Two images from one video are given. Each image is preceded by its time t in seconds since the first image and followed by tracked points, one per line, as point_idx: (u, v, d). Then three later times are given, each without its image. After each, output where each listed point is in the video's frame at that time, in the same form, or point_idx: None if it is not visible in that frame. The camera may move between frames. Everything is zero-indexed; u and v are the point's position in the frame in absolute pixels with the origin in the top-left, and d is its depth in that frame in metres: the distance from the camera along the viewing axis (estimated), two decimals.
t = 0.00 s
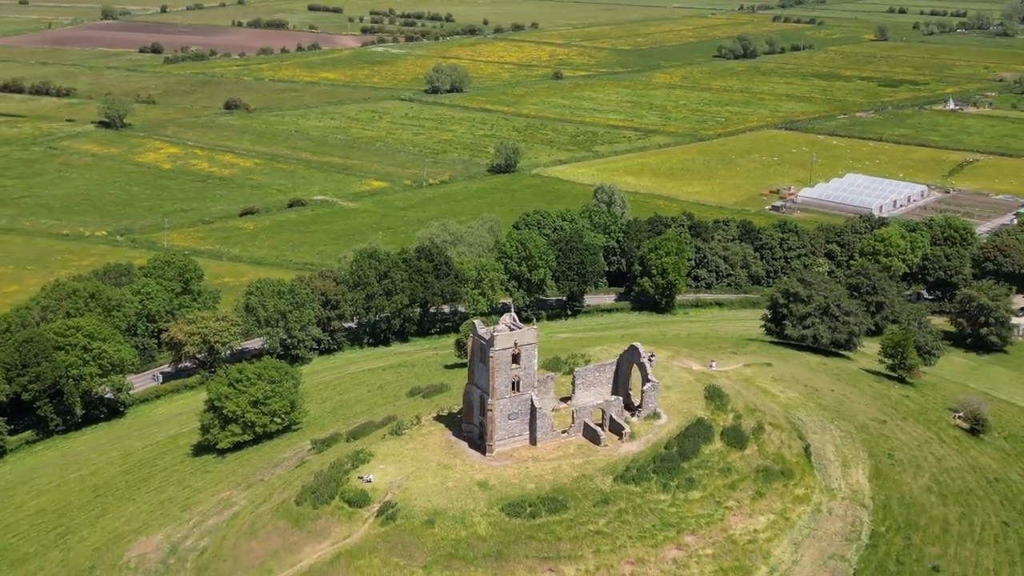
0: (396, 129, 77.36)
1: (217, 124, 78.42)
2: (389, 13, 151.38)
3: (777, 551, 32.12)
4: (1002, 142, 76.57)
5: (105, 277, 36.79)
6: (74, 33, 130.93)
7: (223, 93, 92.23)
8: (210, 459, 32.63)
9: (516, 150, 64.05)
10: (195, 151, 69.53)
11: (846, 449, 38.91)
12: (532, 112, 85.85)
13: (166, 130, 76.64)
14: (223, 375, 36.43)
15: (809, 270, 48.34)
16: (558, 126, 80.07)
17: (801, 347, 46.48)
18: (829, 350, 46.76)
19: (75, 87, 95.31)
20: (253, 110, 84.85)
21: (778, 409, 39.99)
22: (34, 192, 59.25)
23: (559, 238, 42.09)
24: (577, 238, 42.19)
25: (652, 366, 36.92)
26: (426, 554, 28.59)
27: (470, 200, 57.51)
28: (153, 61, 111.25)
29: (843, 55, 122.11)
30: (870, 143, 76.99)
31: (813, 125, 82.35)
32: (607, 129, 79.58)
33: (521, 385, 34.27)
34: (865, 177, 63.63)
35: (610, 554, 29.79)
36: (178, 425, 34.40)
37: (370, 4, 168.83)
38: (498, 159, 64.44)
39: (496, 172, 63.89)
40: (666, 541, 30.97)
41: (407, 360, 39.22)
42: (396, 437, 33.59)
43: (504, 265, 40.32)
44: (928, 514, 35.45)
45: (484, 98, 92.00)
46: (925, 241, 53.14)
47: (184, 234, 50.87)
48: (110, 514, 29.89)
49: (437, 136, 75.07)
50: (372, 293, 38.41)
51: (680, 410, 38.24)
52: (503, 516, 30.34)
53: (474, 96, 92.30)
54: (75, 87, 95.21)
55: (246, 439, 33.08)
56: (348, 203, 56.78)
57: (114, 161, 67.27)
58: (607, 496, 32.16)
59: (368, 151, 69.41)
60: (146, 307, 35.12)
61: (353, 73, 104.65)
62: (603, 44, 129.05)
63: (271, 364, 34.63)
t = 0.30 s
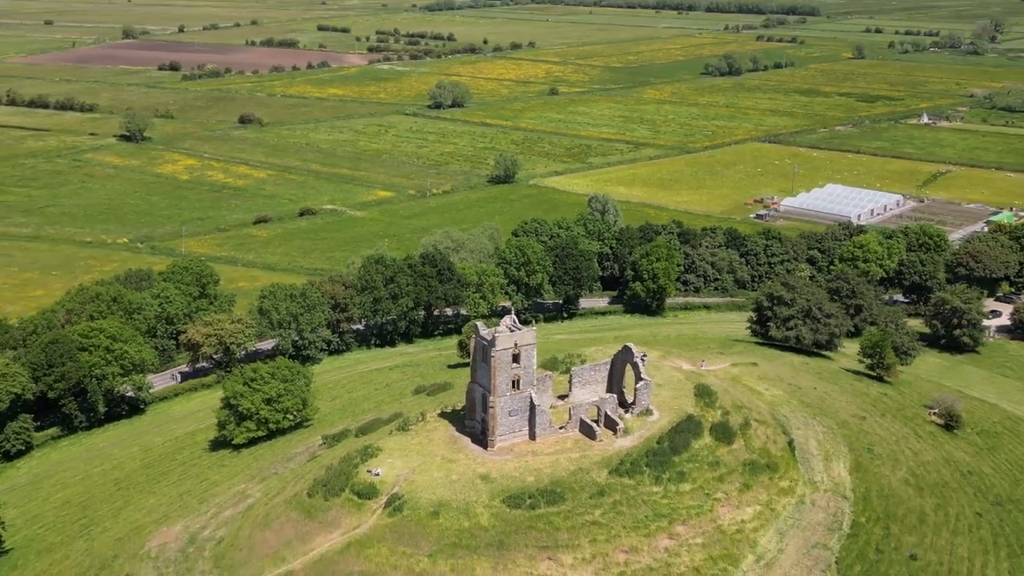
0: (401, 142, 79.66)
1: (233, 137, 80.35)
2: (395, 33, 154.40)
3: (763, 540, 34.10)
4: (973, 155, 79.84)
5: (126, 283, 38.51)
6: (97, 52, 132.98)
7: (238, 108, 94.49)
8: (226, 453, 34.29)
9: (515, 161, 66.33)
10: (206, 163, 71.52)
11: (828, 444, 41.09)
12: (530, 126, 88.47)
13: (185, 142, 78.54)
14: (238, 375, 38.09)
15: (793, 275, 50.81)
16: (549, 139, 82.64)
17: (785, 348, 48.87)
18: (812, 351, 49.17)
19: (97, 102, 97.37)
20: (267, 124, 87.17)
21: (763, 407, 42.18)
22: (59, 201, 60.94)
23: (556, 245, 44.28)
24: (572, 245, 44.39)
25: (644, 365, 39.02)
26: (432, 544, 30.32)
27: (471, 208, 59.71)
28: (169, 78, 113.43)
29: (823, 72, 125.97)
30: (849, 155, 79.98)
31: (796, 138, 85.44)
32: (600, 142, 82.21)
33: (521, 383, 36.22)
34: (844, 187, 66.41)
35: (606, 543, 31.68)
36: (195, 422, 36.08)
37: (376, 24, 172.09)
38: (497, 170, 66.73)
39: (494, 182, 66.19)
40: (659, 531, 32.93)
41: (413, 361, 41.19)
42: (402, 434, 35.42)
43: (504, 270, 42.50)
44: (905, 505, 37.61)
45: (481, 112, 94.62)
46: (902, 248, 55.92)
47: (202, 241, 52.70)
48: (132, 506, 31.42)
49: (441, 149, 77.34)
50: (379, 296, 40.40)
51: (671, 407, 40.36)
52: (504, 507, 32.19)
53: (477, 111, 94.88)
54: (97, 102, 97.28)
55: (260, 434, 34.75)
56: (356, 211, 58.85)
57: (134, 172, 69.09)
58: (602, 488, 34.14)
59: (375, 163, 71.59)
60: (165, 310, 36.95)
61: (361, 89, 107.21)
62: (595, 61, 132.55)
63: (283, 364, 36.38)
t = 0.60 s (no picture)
0: (404, 155, 82.04)
1: (246, 151, 82.33)
2: (398, 52, 157.43)
3: (750, 531, 36.17)
4: (942, 167, 83.44)
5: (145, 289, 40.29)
6: (115, 71, 134.98)
7: (249, 123, 96.80)
8: (240, 450, 35.94)
9: (511, 174, 68.79)
10: (213, 176, 73.55)
11: (811, 440, 43.36)
12: (526, 140, 91.25)
13: (200, 156, 80.52)
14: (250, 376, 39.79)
15: (776, 281, 53.41)
16: (542, 153, 85.38)
17: (769, 349, 51.30)
18: (795, 352, 51.68)
19: (116, 118, 99.48)
20: (278, 139, 89.52)
21: (749, 405, 44.41)
22: (80, 212, 62.73)
23: (551, 252, 46.46)
24: (567, 252, 46.61)
25: (637, 365, 41.13)
26: (437, 535, 32.07)
27: (470, 218, 62.00)
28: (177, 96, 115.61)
29: (801, 89, 130.33)
30: (828, 168, 83.31)
31: (779, 152, 88.83)
32: (591, 156, 85.04)
33: (521, 383, 38.10)
34: (822, 198, 69.41)
35: (602, 534, 33.61)
36: (210, 420, 37.73)
37: (380, 44, 175.60)
38: (494, 182, 69.13)
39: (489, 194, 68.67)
40: (652, 522, 34.91)
41: (416, 362, 43.18)
42: (407, 431, 37.23)
43: (502, 276, 44.71)
44: (884, 497, 39.88)
45: (476, 128, 97.41)
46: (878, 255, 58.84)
47: (216, 249, 54.56)
48: (151, 500, 32.96)
49: (441, 162, 79.79)
50: (384, 301, 42.36)
51: (663, 405, 42.47)
52: (505, 500, 34.01)
53: (476, 127, 97.56)
54: (115, 118, 99.42)
55: (273, 432, 36.45)
56: (361, 221, 60.93)
57: (149, 185, 70.94)
58: (598, 482, 36.10)
59: (380, 176, 73.77)
60: (182, 314, 38.57)
61: (366, 106, 109.80)
62: (586, 79, 136.34)
63: (293, 366, 38.22)
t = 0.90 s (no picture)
0: (404, 169, 84.43)
1: (255, 165, 84.52)
2: (397, 73, 160.80)
3: (739, 523, 38.35)
4: (912, 180, 87.40)
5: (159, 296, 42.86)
6: (131, 90, 137.29)
7: (257, 139, 99.07)
8: (253, 448, 37.70)
9: (506, 187, 71.25)
10: (218, 189, 75.56)
11: (794, 436, 45.71)
12: (519, 154, 94.09)
13: (212, 170, 82.67)
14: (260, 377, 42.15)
15: (759, 287, 56.21)
16: (534, 167, 88.15)
17: (752, 352, 53.89)
18: (777, 354, 54.33)
19: (131, 135, 101.75)
20: (286, 154, 91.91)
21: (736, 404, 46.67)
22: (98, 223, 64.71)
23: (545, 260, 48.97)
24: (560, 260, 49.05)
25: (630, 366, 43.31)
26: (442, 527, 33.81)
27: (468, 228, 64.33)
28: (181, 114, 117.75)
29: (778, 107, 135.09)
30: (806, 181, 86.88)
31: (760, 166, 92.38)
32: (582, 169, 87.99)
33: (520, 383, 40.06)
34: (800, 209, 72.69)
35: (599, 526, 35.59)
36: (223, 419, 39.42)
37: (380, 64, 179.29)
38: (490, 195, 71.63)
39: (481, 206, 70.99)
40: (646, 515, 36.96)
41: (418, 364, 45.28)
42: (412, 429, 39.07)
43: (499, 283, 47.13)
44: (863, 491, 42.24)
45: (469, 143, 100.18)
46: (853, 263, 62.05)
47: (228, 258, 56.49)
48: (169, 496, 34.66)
49: (439, 175, 82.29)
50: (387, 307, 44.62)
51: (655, 403, 44.63)
52: (507, 494, 35.84)
53: (472, 142, 100.33)
54: (131, 135, 101.66)
55: (284, 431, 38.25)
56: (364, 231, 63.01)
57: (160, 199, 72.88)
58: (595, 477, 38.05)
59: (382, 189, 75.98)
60: (195, 320, 40.80)
61: (368, 123, 112.45)
62: (576, 97, 140.31)
63: (302, 368, 40.32)
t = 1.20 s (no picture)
0: (403, 183, 86.89)
1: (261, 180, 86.94)
2: (395, 92, 164.22)
3: (728, 515, 40.58)
4: (882, 193, 92.02)
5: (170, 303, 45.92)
6: (142, 109, 140.71)
7: (263, 155, 101.58)
8: (264, 446, 39.64)
9: (501, 200, 73.85)
10: (222, 203, 77.66)
11: (778, 434, 48.20)
12: (512, 169, 97.05)
13: (221, 185, 85.16)
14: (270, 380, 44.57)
15: (741, 293, 59.17)
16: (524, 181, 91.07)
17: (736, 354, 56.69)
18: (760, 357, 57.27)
19: (144, 151, 104.39)
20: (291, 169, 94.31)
21: (723, 403, 49.13)
22: (114, 234, 66.83)
23: (540, 268, 52.35)
24: (553, 268, 52.42)
25: (624, 368, 45.61)
26: (447, 521, 35.67)
27: (464, 238, 66.74)
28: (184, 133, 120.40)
29: (754, 124, 140.06)
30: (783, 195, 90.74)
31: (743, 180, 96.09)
32: (571, 183, 91.07)
33: (520, 384, 42.16)
34: (778, 219, 76.17)
35: (596, 519, 37.65)
36: (234, 420, 41.35)
37: (380, 84, 183.21)
38: (484, 207, 74.31)
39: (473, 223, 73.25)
40: (640, 508, 39.07)
41: (420, 367, 47.70)
42: (416, 428, 41.15)
43: (496, 290, 50.68)
44: (844, 485, 44.79)
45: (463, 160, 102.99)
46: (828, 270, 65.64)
47: (237, 267, 58.44)
48: (184, 493, 36.45)
49: (436, 189, 84.79)
50: (390, 312, 47.32)
51: (647, 403, 46.91)
52: (509, 489, 37.80)
53: (467, 158, 103.21)
54: (143, 151, 104.31)
55: (293, 430, 40.35)
56: (367, 242, 65.14)
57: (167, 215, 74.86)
58: (591, 472, 40.16)
59: (382, 202, 78.28)
60: (207, 325, 43.57)
61: (368, 139, 115.38)
62: (564, 115, 144.43)
63: (310, 371, 42.61)
